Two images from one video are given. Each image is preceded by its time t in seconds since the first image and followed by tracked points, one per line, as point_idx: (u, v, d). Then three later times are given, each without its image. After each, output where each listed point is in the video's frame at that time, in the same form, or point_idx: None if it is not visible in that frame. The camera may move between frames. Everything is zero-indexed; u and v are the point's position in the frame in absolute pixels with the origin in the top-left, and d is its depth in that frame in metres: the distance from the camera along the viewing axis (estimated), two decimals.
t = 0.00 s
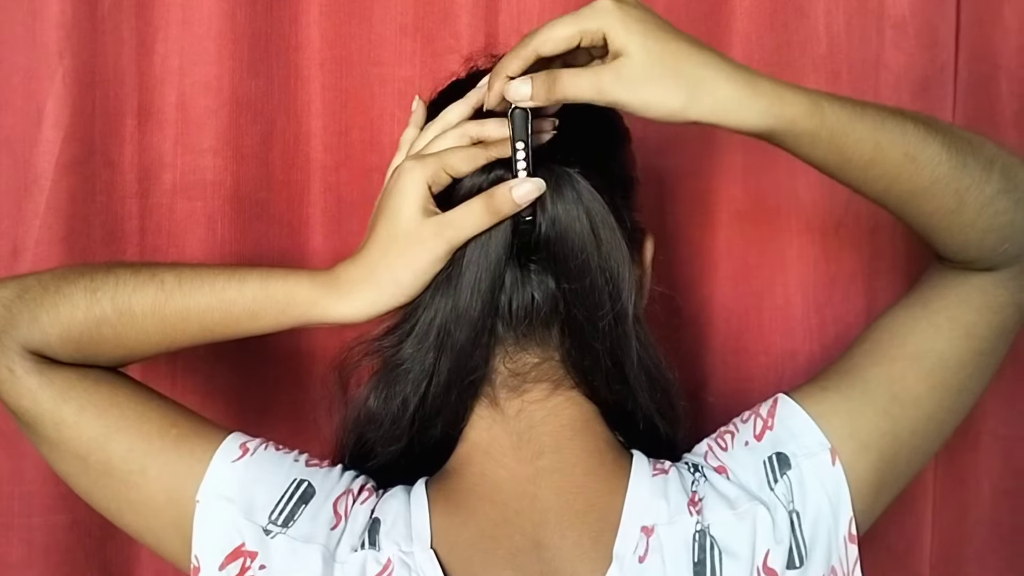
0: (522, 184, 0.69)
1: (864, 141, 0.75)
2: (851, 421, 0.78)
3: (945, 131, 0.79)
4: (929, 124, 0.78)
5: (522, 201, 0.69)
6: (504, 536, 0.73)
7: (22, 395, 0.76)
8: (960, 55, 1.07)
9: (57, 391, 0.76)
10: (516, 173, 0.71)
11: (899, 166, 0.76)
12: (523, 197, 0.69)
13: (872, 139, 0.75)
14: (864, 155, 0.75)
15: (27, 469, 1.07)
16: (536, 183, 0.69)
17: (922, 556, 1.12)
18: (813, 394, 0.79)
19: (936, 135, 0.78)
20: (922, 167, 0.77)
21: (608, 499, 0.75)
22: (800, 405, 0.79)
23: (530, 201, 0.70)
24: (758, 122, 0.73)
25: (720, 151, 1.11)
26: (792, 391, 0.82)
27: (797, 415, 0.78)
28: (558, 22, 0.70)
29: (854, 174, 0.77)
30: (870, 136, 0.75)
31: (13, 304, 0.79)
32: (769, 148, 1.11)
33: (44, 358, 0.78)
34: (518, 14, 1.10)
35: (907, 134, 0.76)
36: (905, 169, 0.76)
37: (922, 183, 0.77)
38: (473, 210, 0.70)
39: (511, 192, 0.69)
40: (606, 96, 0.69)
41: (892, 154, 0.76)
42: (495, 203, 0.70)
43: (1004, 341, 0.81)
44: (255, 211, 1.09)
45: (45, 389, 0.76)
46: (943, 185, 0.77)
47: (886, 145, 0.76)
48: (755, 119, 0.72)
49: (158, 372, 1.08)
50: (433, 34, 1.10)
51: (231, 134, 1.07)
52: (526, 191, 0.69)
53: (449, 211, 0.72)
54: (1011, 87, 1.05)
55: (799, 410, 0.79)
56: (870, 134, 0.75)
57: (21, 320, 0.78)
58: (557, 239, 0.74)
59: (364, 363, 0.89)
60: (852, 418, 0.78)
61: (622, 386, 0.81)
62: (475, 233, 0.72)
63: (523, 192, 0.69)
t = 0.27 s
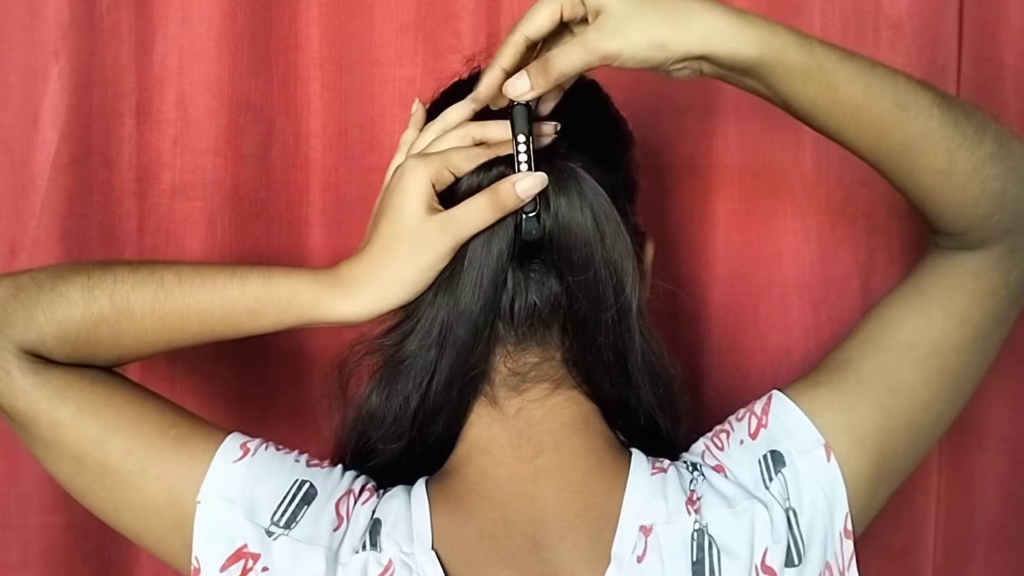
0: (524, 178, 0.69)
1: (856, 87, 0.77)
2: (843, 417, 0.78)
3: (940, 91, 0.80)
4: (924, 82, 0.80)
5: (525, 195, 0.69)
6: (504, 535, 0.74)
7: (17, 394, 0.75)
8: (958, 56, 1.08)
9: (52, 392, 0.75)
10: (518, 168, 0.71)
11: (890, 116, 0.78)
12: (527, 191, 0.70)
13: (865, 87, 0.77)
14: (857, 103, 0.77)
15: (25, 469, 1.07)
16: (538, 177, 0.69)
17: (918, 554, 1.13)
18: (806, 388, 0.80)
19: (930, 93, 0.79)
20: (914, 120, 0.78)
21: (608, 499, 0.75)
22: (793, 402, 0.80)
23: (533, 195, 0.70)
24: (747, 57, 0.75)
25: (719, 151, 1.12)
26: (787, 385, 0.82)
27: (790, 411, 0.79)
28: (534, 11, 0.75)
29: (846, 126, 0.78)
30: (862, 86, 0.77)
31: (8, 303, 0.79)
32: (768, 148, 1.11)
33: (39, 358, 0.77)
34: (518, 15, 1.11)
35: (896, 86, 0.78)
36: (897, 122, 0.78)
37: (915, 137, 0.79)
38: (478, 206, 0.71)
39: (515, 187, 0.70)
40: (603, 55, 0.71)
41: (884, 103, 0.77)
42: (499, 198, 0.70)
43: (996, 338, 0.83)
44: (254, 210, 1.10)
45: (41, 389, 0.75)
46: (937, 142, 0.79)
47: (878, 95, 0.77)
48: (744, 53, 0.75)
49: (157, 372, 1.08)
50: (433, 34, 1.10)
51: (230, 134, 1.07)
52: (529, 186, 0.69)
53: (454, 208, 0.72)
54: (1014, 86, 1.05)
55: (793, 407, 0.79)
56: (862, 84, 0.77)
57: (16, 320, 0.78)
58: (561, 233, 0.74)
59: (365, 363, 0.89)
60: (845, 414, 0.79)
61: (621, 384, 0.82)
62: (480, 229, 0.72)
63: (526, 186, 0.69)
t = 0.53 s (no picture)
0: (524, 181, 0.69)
1: (845, 81, 0.77)
2: (838, 413, 0.78)
3: (926, 85, 0.80)
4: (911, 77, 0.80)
5: (524, 198, 0.69)
6: (503, 535, 0.73)
7: (13, 396, 0.75)
8: (959, 56, 1.08)
9: (48, 394, 0.75)
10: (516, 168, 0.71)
11: (877, 110, 0.77)
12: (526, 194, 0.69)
13: (852, 81, 0.77)
14: (844, 97, 0.77)
15: (23, 470, 1.07)
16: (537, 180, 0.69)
17: (919, 554, 1.13)
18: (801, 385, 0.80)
19: (916, 87, 0.79)
20: (900, 113, 0.78)
21: (607, 499, 0.75)
22: (788, 399, 0.79)
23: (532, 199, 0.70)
24: (737, 50, 0.75)
25: (720, 152, 1.12)
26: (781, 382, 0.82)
27: (784, 407, 0.78)
28: (527, 9, 0.75)
29: (833, 122, 0.78)
30: (848, 80, 0.77)
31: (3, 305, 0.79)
32: (769, 148, 1.11)
33: (35, 360, 0.77)
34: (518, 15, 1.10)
35: (884, 80, 0.78)
36: (884, 115, 0.78)
37: (902, 129, 0.78)
38: (475, 209, 0.70)
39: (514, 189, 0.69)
40: (596, 60, 0.72)
41: (870, 97, 0.77)
42: (497, 201, 0.70)
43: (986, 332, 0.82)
44: (254, 210, 1.09)
45: (37, 391, 0.75)
46: (924, 135, 0.79)
47: (865, 90, 0.77)
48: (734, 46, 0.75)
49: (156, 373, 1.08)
50: (434, 34, 1.10)
51: (230, 134, 1.07)
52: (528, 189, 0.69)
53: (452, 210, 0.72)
54: (1013, 87, 1.05)
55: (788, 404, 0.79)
56: (850, 79, 0.77)
57: (11, 322, 0.78)
58: (560, 234, 0.74)
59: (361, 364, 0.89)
60: (840, 408, 0.78)
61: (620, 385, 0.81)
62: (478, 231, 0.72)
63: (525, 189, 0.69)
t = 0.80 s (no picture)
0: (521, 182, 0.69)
1: (835, 76, 0.76)
2: (834, 412, 0.78)
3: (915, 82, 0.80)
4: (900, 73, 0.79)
5: (520, 200, 0.69)
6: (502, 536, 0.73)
7: (12, 399, 0.75)
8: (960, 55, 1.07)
9: (47, 396, 0.75)
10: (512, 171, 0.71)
11: (867, 105, 0.77)
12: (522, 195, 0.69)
13: (842, 77, 0.76)
14: (835, 92, 0.76)
15: (22, 470, 1.07)
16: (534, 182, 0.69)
17: (920, 554, 1.13)
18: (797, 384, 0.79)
19: (905, 82, 0.78)
20: (889, 108, 0.77)
21: (606, 499, 0.75)
22: (785, 399, 0.79)
23: (528, 200, 0.70)
24: (730, 46, 0.75)
25: (721, 152, 1.12)
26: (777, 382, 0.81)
27: (781, 406, 0.78)
28: (520, 11, 0.75)
29: (824, 117, 0.78)
30: (839, 75, 0.76)
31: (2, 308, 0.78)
32: (770, 148, 1.11)
33: (34, 362, 0.77)
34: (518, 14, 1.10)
35: (873, 75, 0.77)
36: (873, 110, 0.77)
37: (891, 125, 0.78)
38: (472, 210, 0.70)
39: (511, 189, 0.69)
40: (591, 59, 0.71)
41: (860, 91, 0.77)
42: (494, 202, 0.69)
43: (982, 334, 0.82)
44: (253, 210, 1.09)
45: (35, 393, 0.75)
46: (912, 130, 0.78)
47: (855, 85, 0.76)
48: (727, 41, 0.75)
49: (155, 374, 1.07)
50: (433, 34, 1.10)
51: (230, 134, 1.07)
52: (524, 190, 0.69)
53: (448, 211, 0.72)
54: (1014, 86, 1.04)
55: (786, 404, 0.79)
56: (840, 74, 0.76)
57: (10, 324, 0.77)
58: (559, 236, 0.74)
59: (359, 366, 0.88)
60: (837, 407, 0.78)
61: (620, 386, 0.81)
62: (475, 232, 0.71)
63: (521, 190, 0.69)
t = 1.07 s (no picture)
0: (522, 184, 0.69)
1: (830, 79, 0.76)
2: (835, 413, 0.78)
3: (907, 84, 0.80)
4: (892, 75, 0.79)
5: (520, 200, 0.69)
6: (503, 537, 0.73)
7: (12, 399, 0.75)
8: (961, 55, 1.07)
9: (47, 396, 0.74)
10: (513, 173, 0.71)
11: (862, 108, 0.77)
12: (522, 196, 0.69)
13: (838, 79, 0.76)
14: (831, 93, 0.76)
15: (21, 471, 1.06)
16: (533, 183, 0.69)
17: (920, 553, 1.13)
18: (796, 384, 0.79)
19: (898, 85, 0.79)
20: (883, 110, 0.77)
21: (608, 501, 0.75)
22: (785, 400, 0.79)
23: (528, 201, 0.70)
24: (730, 50, 0.75)
25: (721, 152, 1.12)
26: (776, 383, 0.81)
27: (782, 408, 0.78)
28: (524, 11, 0.74)
29: (820, 120, 0.78)
30: (833, 77, 0.76)
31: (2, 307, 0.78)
32: (770, 149, 1.11)
33: (34, 362, 0.77)
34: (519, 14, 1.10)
35: (868, 78, 0.77)
36: (868, 113, 0.77)
37: (884, 127, 0.78)
38: (473, 209, 0.70)
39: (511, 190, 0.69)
40: (593, 60, 0.71)
41: (855, 93, 0.77)
42: (494, 202, 0.69)
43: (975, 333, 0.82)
44: (253, 210, 1.09)
45: (36, 394, 0.74)
46: (904, 131, 0.78)
47: (850, 88, 0.77)
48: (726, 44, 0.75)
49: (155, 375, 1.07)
50: (434, 34, 1.10)
51: (229, 133, 1.07)
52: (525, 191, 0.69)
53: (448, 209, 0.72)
54: (1018, 86, 1.04)
55: (787, 405, 0.79)
56: (835, 76, 0.76)
57: (10, 325, 0.77)
58: (560, 239, 0.74)
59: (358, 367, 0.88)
60: (835, 408, 0.78)
61: (621, 388, 0.81)
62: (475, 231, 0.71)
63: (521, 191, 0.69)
